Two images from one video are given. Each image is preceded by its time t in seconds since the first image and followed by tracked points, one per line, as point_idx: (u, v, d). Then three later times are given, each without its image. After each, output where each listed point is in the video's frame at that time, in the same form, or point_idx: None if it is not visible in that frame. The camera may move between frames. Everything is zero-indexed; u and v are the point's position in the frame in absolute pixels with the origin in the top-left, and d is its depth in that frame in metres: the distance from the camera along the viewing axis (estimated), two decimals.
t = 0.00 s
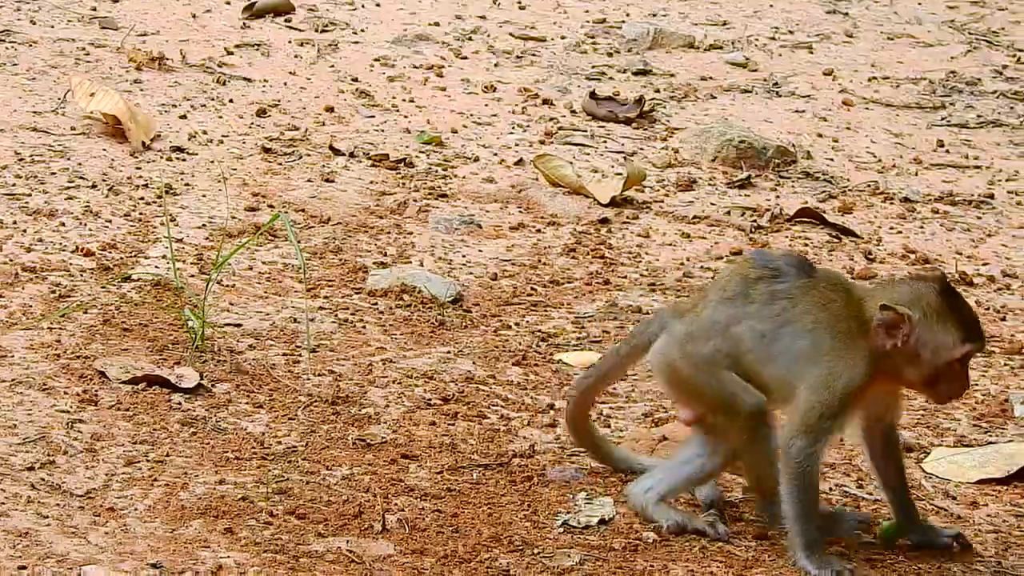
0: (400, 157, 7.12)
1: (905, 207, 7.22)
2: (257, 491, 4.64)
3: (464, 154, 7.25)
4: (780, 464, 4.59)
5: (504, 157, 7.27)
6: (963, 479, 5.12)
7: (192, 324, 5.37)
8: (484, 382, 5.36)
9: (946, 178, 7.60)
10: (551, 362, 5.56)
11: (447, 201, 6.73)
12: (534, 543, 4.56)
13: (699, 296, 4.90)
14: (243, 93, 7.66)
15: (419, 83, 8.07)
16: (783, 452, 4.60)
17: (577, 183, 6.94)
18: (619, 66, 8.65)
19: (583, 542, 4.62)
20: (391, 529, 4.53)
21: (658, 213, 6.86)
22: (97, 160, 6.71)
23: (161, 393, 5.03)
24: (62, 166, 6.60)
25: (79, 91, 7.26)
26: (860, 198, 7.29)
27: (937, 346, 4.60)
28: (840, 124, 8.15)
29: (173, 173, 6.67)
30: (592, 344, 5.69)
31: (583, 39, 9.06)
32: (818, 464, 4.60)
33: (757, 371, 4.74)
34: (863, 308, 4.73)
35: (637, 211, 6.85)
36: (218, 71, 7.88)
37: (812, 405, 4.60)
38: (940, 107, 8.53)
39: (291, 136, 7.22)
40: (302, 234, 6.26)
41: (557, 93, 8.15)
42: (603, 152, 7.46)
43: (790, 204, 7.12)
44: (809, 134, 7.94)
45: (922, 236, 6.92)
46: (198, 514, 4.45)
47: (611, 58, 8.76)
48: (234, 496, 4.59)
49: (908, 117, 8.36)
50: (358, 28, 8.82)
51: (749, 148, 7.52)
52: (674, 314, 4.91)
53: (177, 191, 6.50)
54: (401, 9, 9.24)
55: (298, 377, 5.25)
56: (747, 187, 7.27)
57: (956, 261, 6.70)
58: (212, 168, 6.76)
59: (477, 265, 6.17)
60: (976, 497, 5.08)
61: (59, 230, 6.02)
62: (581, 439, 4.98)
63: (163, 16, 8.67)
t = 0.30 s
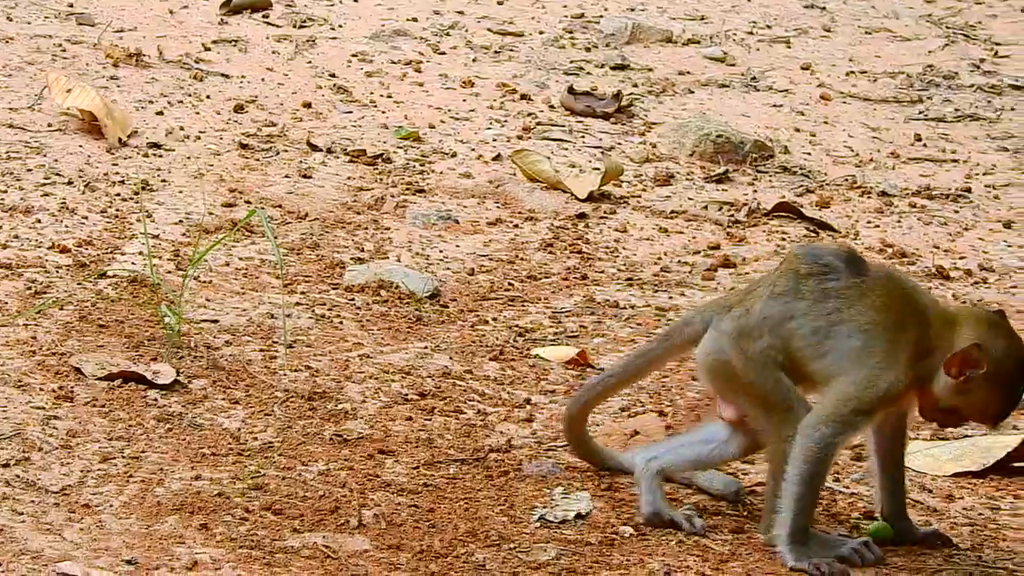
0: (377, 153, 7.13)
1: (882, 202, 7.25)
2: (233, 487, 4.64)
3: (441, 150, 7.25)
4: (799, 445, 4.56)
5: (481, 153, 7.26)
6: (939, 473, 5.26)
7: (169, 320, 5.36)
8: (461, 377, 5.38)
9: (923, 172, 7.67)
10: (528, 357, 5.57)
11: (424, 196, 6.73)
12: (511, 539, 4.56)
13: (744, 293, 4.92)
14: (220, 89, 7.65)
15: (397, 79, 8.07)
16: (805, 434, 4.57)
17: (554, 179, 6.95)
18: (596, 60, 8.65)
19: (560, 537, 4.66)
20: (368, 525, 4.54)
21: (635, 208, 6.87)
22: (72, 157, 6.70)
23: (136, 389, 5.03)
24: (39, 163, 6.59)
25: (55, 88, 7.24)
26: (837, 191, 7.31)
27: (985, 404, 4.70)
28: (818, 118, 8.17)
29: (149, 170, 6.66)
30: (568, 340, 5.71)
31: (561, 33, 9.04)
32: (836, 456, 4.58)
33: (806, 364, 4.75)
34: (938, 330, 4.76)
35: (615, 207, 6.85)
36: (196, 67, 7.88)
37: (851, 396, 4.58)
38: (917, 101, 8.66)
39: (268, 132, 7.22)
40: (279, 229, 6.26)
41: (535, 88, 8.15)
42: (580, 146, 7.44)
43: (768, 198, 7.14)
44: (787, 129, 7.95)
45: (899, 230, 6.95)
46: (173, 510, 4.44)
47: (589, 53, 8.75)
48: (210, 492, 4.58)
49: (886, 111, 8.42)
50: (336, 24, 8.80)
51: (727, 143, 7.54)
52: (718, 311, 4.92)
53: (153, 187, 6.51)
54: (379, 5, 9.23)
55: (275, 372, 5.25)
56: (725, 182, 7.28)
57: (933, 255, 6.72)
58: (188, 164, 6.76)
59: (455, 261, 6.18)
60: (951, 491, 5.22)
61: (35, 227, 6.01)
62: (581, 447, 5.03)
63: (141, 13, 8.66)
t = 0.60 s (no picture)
0: (267, 147, 7.34)
1: (773, 196, 7.63)
2: (122, 481, 4.71)
3: (331, 143, 7.50)
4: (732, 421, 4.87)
5: (371, 146, 7.53)
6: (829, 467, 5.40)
7: (56, 314, 5.38)
8: (350, 372, 5.54)
9: (814, 167, 8.10)
10: (418, 352, 5.75)
11: (314, 189, 6.98)
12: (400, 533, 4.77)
13: (669, 277, 5.23)
14: (110, 83, 7.87)
15: (287, 73, 8.40)
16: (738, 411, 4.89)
17: (444, 173, 7.22)
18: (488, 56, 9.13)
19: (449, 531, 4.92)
20: (257, 519, 4.64)
21: (524, 200, 7.21)
22: None
23: (24, 384, 5.07)
24: None
25: None
26: (728, 185, 7.73)
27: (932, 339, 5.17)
28: (708, 112, 8.65)
29: (39, 164, 6.80)
30: (459, 335, 5.90)
31: (451, 29, 9.61)
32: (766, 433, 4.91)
33: (729, 350, 5.09)
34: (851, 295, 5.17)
35: (505, 200, 7.17)
36: (84, 62, 8.08)
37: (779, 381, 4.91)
38: (808, 95, 9.21)
39: (157, 126, 7.42)
40: (168, 225, 6.41)
41: (425, 83, 8.50)
42: (472, 141, 7.76)
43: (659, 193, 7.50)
44: (678, 123, 8.41)
45: (789, 224, 7.36)
46: (61, 505, 4.49)
47: (480, 48, 9.28)
48: (97, 486, 4.64)
49: (777, 107, 8.96)
50: (227, 19, 9.16)
51: (617, 137, 7.92)
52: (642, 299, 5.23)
53: (41, 182, 6.63)
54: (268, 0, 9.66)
55: (164, 367, 5.35)
56: (616, 176, 7.61)
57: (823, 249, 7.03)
58: (77, 159, 6.91)
59: (344, 254, 6.40)
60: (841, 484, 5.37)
61: None
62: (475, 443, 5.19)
63: (30, 7, 8.95)
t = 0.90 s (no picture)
0: (133, 133, 7.52)
1: (642, 180, 7.78)
2: None
3: (198, 130, 7.68)
4: (636, 394, 4.98)
5: (238, 132, 7.71)
6: (694, 451, 5.50)
7: None
8: (217, 356, 5.68)
9: (683, 151, 8.25)
10: (284, 336, 5.91)
11: (180, 175, 7.13)
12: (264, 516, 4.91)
13: (539, 265, 5.26)
14: None
15: (154, 58, 8.57)
16: (639, 384, 5.00)
17: (311, 158, 7.39)
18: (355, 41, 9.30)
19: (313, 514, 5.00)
20: (122, 502, 4.83)
21: (391, 185, 7.39)
22: None
23: None
24: None
25: None
26: (597, 170, 7.82)
27: (803, 298, 5.29)
28: (577, 97, 8.83)
29: None
30: (326, 319, 6.06)
31: (320, 12, 9.77)
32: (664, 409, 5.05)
33: (605, 333, 5.14)
34: (719, 264, 5.23)
35: (372, 185, 7.36)
36: None
37: (674, 355, 5.03)
38: (678, 80, 9.32)
39: (24, 112, 7.57)
40: (33, 210, 6.57)
41: (292, 68, 8.72)
42: (338, 126, 7.98)
43: (527, 176, 7.66)
44: (545, 108, 8.57)
45: (657, 209, 7.45)
46: None
47: (348, 33, 9.43)
48: None
49: (645, 91, 9.09)
50: (95, 4, 9.35)
51: (484, 122, 8.09)
52: (513, 286, 5.26)
53: None
54: None
55: (29, 351, 5.50)
56: (483, 161, 7.79)
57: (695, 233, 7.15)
58: None
59: (209, 238, 6.57)
60: (708, 467, 5.46)
61: None
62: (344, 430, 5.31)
63: None
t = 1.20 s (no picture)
0: (49, 98, 7.72)
1: (557, 146, 8.36)
2: None
3: (114, 95, 7.93)
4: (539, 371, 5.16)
5: (153, 97, 8.01)
6: (610, 415, 5.77)
7: None
8: (133, 320, 5.90)
9: (599, 117, 8.91)
10: (200, 300, 6.18)
11: (96, 140, 7.35)
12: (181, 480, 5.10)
13: (453, 228, 5.43)
14: None
15: (70, 24, 8.94)
16: (540, 358, 5.17)
17: (227, 123, 7.74)
18: (272, 6, 10.09)
19: (230, 478, 5.17)
20: (38, 467, 4.97)
21: (307, 150, 7.79)
22: None
23: None
24: None
25: None
26: (513, 135, 8.42)
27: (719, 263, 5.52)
28: (493, 63, 9.55)
29: None
30: (242, 285, 6.36)
31: None
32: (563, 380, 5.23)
33: (514, 297, 5.32)
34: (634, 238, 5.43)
35: (288, 150, 7.75)
36: None
37: (576, 329, 5.19)
38: (593, 47, 10.26)
39: None
40: None
41: (209, 34, 9.19)
42: (254, 91, 8.41)
43: (443, 143, 8.13)
44: (461, 74, 9.21)
45: (572, 175, 7.98)
46: None
47: None
48: None
49: (561, 57, 9.91)
50: None
51: (401, 89, 8.61)
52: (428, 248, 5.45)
53: None
54: None
55: None
56: (399, 126, 8.28)
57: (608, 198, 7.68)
58: None
59: (124, 203, 6.83)
60: (625, 432, 5.73)
61: None
62: (260, 393, 5.50)
63: None
